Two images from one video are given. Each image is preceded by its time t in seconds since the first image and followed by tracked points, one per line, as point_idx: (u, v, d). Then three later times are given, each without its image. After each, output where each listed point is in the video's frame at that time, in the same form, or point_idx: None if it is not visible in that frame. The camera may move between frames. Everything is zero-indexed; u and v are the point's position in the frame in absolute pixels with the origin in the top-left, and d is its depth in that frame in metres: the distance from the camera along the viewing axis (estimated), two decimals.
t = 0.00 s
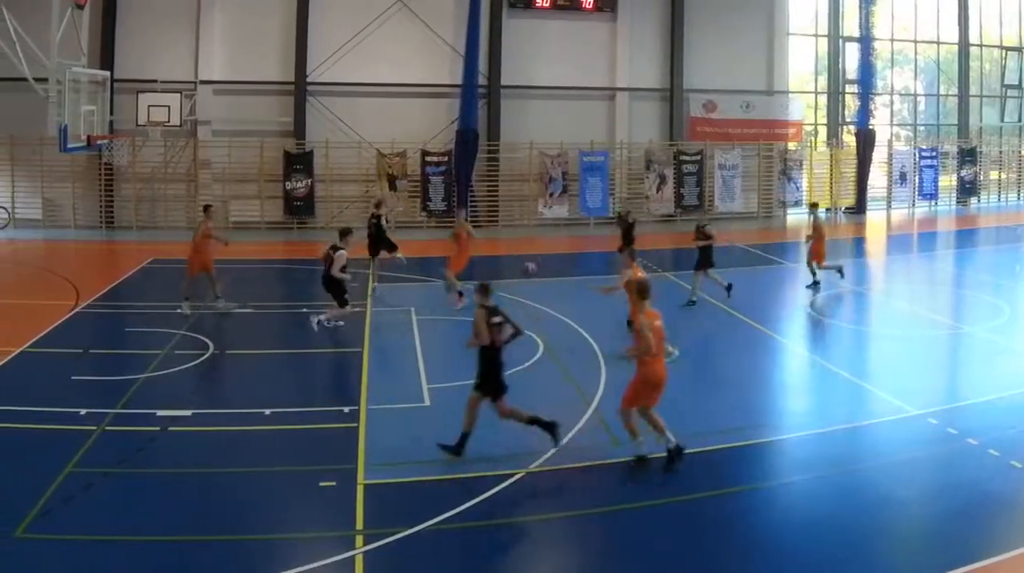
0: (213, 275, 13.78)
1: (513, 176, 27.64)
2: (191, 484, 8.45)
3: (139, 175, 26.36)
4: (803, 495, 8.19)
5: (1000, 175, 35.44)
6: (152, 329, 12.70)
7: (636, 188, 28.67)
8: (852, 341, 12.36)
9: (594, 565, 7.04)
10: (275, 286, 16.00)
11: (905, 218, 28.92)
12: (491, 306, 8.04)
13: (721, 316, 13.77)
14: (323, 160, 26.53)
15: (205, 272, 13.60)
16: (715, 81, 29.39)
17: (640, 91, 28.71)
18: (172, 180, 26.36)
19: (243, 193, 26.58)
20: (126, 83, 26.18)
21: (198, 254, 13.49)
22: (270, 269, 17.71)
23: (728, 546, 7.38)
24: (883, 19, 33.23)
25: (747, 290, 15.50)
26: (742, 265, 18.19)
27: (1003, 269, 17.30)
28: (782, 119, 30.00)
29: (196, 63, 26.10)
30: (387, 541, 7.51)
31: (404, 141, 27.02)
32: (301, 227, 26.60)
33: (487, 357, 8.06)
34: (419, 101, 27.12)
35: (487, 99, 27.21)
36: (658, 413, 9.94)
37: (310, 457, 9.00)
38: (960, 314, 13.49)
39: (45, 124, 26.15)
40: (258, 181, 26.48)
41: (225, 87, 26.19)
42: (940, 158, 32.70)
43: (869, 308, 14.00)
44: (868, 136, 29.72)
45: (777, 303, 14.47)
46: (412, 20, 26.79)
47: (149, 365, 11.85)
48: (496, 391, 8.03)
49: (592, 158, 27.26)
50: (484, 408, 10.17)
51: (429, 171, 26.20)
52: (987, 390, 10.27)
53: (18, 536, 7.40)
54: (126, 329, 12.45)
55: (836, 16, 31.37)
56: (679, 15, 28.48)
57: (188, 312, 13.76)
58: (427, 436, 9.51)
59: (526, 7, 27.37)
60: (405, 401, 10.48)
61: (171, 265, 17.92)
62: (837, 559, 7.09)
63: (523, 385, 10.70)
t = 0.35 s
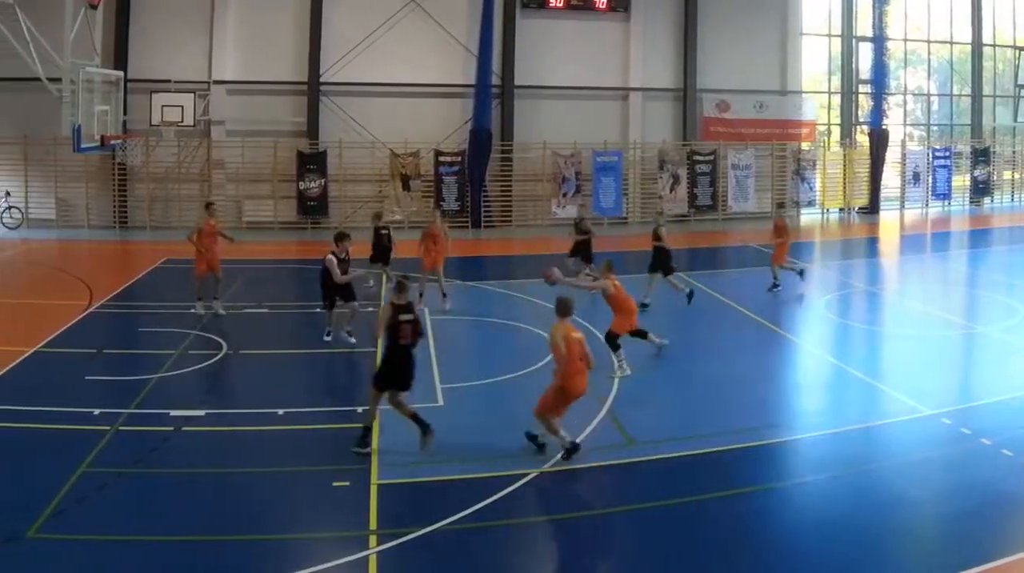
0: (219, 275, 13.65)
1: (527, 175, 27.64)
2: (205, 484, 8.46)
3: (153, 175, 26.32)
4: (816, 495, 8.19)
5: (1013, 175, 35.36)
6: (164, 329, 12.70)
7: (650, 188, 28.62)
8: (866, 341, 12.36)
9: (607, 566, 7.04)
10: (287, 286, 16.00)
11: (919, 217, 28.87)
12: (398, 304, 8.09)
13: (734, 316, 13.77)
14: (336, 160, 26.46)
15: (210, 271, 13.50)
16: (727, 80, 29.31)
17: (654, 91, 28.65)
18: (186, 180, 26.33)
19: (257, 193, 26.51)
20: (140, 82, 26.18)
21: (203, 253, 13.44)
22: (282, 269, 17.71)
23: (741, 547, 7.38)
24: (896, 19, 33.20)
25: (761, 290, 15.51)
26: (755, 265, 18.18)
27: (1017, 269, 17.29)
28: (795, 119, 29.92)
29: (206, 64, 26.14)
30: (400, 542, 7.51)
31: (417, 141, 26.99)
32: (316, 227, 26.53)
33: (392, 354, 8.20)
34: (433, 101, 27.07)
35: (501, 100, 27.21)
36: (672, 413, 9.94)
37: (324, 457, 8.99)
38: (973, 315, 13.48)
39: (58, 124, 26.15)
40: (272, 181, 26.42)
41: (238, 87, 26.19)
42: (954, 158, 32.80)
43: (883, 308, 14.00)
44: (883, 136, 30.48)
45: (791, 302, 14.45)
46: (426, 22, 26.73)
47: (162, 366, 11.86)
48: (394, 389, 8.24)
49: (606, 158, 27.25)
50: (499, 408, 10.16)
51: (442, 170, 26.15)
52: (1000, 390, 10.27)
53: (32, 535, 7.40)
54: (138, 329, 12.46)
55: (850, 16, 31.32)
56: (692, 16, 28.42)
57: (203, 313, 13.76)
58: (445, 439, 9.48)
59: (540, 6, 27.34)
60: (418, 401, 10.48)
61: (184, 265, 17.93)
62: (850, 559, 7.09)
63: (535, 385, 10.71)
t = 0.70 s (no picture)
0: (236, 275, 13.64)
1: (540, 175, 27.66)
2: (219, 483, 8.46)
3: (166, 175, 26.34)
4: (830, 495, 8.19)
5: None
6: (177, 328, 12.70)
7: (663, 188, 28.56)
8: (879, 341, 12.37)
9: (620, 566, 7.04)
10: (299, 286, 16.00)
11: (933, 218, 28.83)
12: (339, 306, 8.75)
13: (748, 316, 13.75)
14: (350, 159, 26.44)
15: (226, 271, 13.50)
16: (740, 80, 29.16)
17: (667, 91, 28.54)
18: (199, 180, 26.34)
19: (270, 193, 26.52)
20: (154, 82, 26.13)
21: (220, 252, 13.43)
22: (293, 269, 17.70)
23: (754, 547, 7.38)
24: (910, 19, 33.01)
25: (774, 290, 15.50)
26: (769, 265, 18.18)
27: None
28: (809, 118, 29.68)
29: (217, 64, 26.13)
30: (414, 541, 7.51)
31: (430, 141, 26.95)
32: (329, 227, 26.45)
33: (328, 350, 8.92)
34: (447, 100, 27.02)
35: (515, 99, 27.19)
36: (685, 413, 9.93)
37: (338, 457, 9.00)
38: (987, 315, 13.48)
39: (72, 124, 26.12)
40: (285, 181, 26.40)
41: (251, 87, 26.19)
42: (967, 157, 32.71)
43: (896, 308, 14.01)
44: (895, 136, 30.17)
45: (804, 302, 14.45)
46: (439, 23, 26.67)
47: (175, 366, 11.86)
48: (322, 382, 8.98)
49: (619, 158, 27.17)
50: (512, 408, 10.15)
51: (455, 171, 26.09)
52: (1014, 390, 10.26)
53: (45, 536, 7.40)
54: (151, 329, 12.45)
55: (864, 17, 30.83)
56: (705, 17, 28.31)
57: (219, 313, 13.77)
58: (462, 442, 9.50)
59: (553, 7, 27.28)
60: (432, 401, 10.51)
61: (197, 265, 17.92)
62: (863, 559, 7.09)
63: (548, 385, 10.71)
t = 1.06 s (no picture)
0: (266, 277, 13.67)
1: (554, 175, 27.54)
2: (232, 484, 8.45)
3: (180, 176, 26.32)
4: (844, 495, 8.18)
5: None
6: (190, 328, 12.69)
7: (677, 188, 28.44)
8: (891, 341, 12.37)
9: (634, 566, 7.03)
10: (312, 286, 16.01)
11: (946, 218, 28.81)
12: (294, 300, 8.68)
13: (761, 316, 13.75)
14: (363, 159, 26.40)
15: (257, 274, 13.53)
16: (754, 80, 29.09)
17: (681, 92, 28.46)
18: (213, 180, 26.30)
19: (284, 193, 26.51)
20: (168, 82, 26.13)
21: (248, 256, 13.41)
22: (305, 269, 17.70)
23: (767, 546, 7.38)
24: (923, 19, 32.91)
25: (788, 290, 15.51)
26: (782, 265, 18.16)
27: None
28: (823, 118, 29.58)
29: (227, 64, 26.13)
30: (427, 541, 7.51)
31: (444, 141, 26.95)
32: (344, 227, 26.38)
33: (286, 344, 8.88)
34: (462, 100, 27.03)
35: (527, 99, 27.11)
36: (699, 413, 9.93)
37: (351, 457, 9.00)
38: (1000, 314, 13.48)
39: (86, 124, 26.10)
40: (299, 181, 26.41)
41: (265, 87, 26.19)
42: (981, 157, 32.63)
43: (909, 308, 14.00)
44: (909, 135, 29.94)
45: (819, 302, 14.44)
46: (454, 22, 26.69)
47: (188, 366, 11.87)
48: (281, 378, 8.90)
49: (633, 158, 27.03)
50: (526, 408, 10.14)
51: (469, 171, 25.94)
52: None
53: (59, 535, 7.41)
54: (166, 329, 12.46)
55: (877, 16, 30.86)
56: (719, 18, 28.22)
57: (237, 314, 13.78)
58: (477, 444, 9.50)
59: (567, 7, 27.18)
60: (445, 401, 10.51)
61: (210, 265, 17.91)
62: (877, 559, 7.09)
63: (561, 385, 10.70)
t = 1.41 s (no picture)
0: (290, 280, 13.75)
1: (567, 175, 27.49)
2: (245, 483, 8.46)
3: (193, 175, 26.30)
4: (858, 496, 8.19)
5: None
6: (202, 329, 12.70)
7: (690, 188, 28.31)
8: (904, 341, 12.37)
9: (649, 566, 7.04)
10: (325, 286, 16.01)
11: (960, 218, 28.70)
12: (274, 296, 8.78)
13: (773, 316, 13.75)
14: (376, 160, 26.37)
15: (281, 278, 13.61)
16: (767, 81, 28.98)
17: (694, 92, 28.31)
18: (227, 180, 26.28)
19: (299, 193, 26.43)
20: (181, 82, 26.15)
21: (269, 262, 13.45)
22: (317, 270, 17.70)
23: (782, 546, 7.38)
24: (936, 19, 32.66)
25: (802, 290, 15.51)
26: (795, 265, 18.15)
27: None
28: (836, 119, 29.44)
29: (240, 63, 26.12)
30: (441, 541, 7.51)
31: (458, 141, 26.93)
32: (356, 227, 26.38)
33: (269, 345, 8.81)
34: (477, 100, 26.94)
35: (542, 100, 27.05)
36: (714, 413, 9.93)
37: (365, 457, 9.00)
38: (1013, 315, 13.47)
39: (100, 124, 26.10)
40: (313, 181, 26.32)
41: (277, 87, 26.16)
42: (995, 157, 32.49)
43: (922, 308, 14.00)
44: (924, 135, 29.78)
45: (833, 303, 14.44)
46: (464, 22, 26.55)
47: (201, 366, 11.88)
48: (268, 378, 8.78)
49: (646, 158, 27.06)
50: (540, 408, 10.14)
51: (483, 171, 25.94)
52: None
53: (73, 535, 7.41)
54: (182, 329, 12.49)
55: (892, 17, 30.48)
56: (732, 18, 28.06)
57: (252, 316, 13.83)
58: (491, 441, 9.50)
59: (581, 7, 27.16)
60: (460, 402, 10.49)
61: (223, 265, 17.91)
62: (892, 560, 7.09)
63: (574, 385, 10.70)
